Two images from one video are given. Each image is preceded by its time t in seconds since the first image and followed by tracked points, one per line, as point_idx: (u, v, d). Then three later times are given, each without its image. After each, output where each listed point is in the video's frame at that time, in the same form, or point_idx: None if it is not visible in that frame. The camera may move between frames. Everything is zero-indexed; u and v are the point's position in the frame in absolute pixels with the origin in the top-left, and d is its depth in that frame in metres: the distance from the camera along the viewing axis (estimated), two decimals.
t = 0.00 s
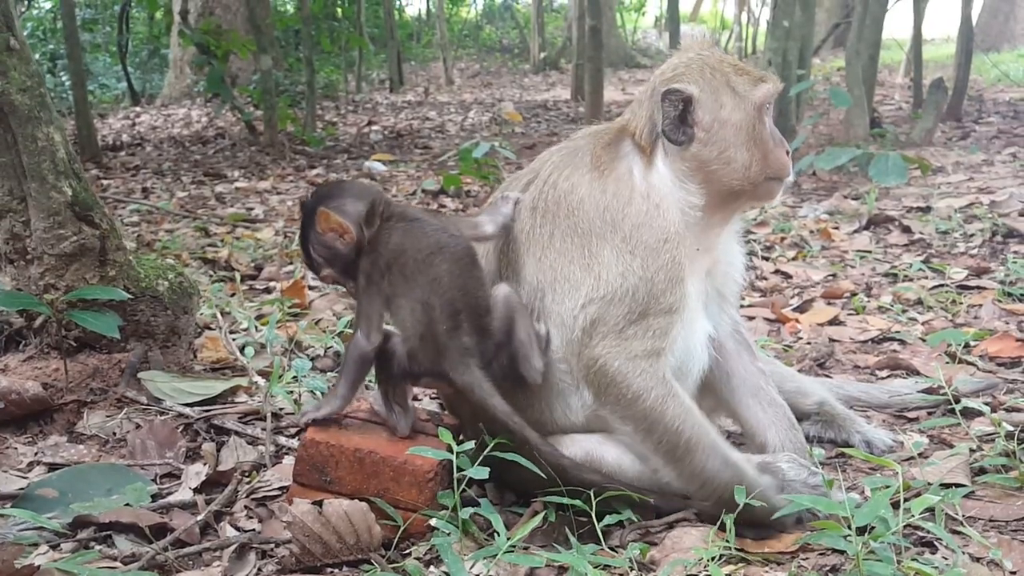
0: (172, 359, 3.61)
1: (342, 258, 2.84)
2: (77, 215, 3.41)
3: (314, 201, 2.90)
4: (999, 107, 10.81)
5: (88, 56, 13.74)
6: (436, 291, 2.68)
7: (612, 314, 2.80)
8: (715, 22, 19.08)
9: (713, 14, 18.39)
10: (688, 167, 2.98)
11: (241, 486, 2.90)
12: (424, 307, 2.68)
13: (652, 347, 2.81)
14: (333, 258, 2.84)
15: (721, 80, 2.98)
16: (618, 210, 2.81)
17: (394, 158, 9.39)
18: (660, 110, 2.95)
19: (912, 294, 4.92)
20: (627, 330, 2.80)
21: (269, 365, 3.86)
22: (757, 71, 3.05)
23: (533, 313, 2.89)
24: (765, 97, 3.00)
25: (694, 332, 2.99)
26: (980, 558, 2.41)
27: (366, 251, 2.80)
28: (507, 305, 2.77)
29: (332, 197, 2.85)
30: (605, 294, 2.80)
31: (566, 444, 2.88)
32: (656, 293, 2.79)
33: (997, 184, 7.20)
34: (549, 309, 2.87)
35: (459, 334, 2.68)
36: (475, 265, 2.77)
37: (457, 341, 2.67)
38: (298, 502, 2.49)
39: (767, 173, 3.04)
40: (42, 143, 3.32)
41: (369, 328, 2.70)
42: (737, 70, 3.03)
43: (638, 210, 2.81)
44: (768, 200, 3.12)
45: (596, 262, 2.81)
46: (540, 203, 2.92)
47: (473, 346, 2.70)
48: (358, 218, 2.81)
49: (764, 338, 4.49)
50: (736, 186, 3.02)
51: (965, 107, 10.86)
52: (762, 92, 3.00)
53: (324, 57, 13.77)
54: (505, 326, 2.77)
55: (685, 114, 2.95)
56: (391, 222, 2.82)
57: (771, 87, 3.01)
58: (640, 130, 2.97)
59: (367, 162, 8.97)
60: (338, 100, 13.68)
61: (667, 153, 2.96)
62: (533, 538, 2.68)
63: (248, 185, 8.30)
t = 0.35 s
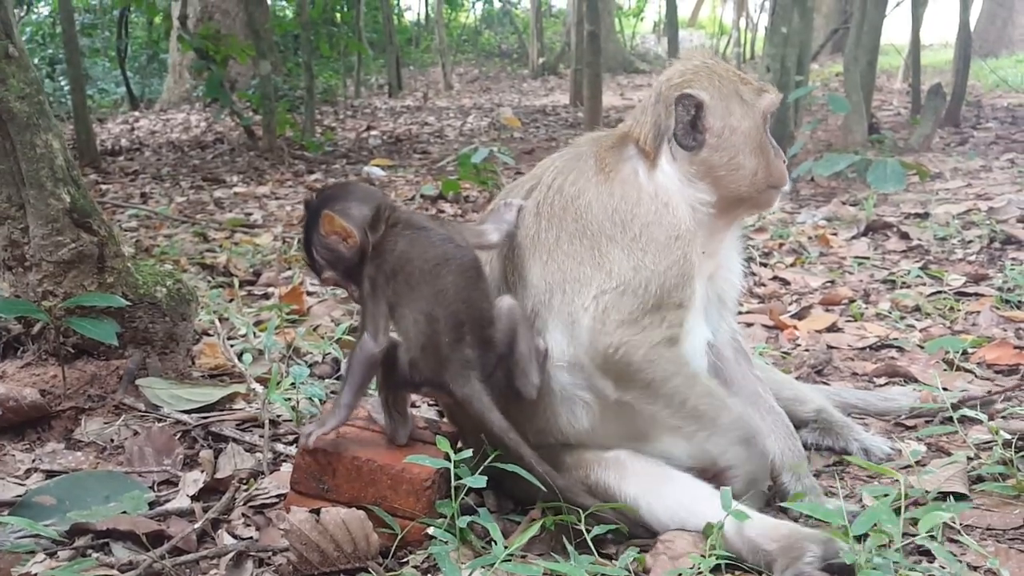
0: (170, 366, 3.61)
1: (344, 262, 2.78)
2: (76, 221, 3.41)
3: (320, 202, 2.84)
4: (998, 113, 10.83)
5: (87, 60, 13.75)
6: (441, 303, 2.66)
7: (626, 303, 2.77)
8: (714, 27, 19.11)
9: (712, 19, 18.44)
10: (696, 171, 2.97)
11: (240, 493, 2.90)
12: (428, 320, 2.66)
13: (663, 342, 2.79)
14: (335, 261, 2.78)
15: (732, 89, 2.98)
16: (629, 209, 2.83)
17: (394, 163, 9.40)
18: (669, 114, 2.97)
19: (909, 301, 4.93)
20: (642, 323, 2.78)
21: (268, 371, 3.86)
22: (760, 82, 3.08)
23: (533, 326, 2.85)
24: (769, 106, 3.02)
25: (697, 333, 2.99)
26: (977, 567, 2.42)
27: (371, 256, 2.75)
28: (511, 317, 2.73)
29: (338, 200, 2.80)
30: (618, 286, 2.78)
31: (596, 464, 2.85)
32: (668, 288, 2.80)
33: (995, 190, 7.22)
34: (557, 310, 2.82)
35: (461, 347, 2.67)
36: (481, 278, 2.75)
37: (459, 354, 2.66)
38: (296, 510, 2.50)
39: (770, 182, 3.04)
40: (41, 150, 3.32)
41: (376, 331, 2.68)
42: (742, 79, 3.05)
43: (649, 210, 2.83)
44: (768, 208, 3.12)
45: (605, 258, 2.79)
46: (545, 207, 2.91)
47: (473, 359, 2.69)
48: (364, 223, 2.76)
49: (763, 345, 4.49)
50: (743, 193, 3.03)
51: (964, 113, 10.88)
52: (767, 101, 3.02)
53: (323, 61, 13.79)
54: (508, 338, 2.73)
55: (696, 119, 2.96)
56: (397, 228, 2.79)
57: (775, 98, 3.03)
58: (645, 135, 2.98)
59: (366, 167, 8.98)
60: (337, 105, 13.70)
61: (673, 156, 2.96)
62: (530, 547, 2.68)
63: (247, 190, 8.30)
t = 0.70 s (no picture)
0: (165, 364, 3.61)
1: (330, 265, 2.83)
2: (70, 219, 3.40)
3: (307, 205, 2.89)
4: (995, 118, 10.85)
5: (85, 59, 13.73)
6: (429, 302, 2.66)
7: (600, 294, 2.79)
8: (712, 30, 19.12)
9: (710, 22, 18.46)
10: (689, 174, 2.96)
11: (233, 491, 2.89)
12: (418, 319, 2.66)
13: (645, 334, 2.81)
14: (321, 263, 2.82)
15: (730, 94, 2.97)
16: (616, 206, 2.84)
17: (391, 164, 9.40)
18: (664, 116, 2.96)
19: (905, 303, 4.93)
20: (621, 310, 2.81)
21: (262, 371, 3.85)
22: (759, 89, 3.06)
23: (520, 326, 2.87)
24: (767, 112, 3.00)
25: (682, 330, 3.01)
26: (968, 568, 2.42)
27: (356, 257, 2.79)
28: (500, 314, 2.76)
29: (323, 202, 2.85)
30: (597, 278, 2.79)
31: (598, 461, 2.82)
32: (648, 284, 2.82)
33: (991, 194, 7.23)
34: (539, 303, 2.84)
35: (452, 344, 2.66)
36: (467, 276, 2.76)
37: (450, 351, 2.66)
38: (289, 508, 2.50)
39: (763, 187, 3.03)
40: (36, 148, 3.32)
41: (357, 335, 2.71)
42: (742, 84, 3.03)
43: (636, 207, 2.84)
44: (758, 214, 3.11)
45: (588, 250, 2.81)
46: (536, 204, 2.92)
47: (466, 355, 2.68)
48: (348, 226, 2.81)
49: (758, 347, 4.49)
50: (736, 198, 3.02)
51: (961, 117, 10.90)
52: (764, 107, 3.01)
53: (321, 62, 13.78)
54: (497, 334, 2.75)
55: (691, 122, 2.96)
56: (383, 230, 2.82)
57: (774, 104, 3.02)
58: (640, 136, 2.98)
59: (363, 168, 8.97)
60: (334, 105, 13.70)
61: (669, 158, 2.96)
62: (523, 546, 2.69)
63: (243, 190, 8.30)
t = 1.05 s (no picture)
0: (164, 360, 3.61)
1: (319, 266, 2.85)
2: (69, 215, 3.40)
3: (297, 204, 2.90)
4: (993, 110, 10.84)
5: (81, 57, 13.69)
6: (418, 298, 2.67)
7: (596, 288, 2.78)
8: (709, 24, 19.11)
9: (708, 16, 18.43)
10: (681, 163, 2.95)
11: (233, 486, 2.89)
12: (407, 315, 2.68)
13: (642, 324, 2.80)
14: (310, 265, 2.85)
15: (719, 83, 2.96)
16: (609, 197, 2.83)
17: (389, 160, 9.39)
18: (654, 107, 2.95)
19: (905, 295, 4.93)
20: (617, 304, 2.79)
21: (261, 366, 3.85)
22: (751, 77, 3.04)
23: (511, 320, 2.87)
24: (759, 101, 2.98)
25: (681, 321, 3.01)
26: (970, 558, 2.43)
27: (346, 255, 2.81)
28: (490, 306, 2.76)
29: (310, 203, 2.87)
30: (592, 272, 2.78)
31: (599, 453, 2.81)
32: (643, 276, 2.81)
33: (990, 186, 7.22)
34: (534, 296, 2.83)
35: (443, 338, 2.67)
36: (456, 268, 2.76)
37: (443, 343, 2.67)
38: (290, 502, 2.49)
39: (757, 176, 3.02)
40: (33, 144, 3.31)
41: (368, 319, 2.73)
42: (734, 74, 3.01)
43: (629, 198, 2.82)
44: (757, 203, 3.10)
45: (584, 242, 2.80)
46: (530, 195, 2.92)
47: (459, 349, 2.69)
48: (336, 227, 2.82)
49: (758, 339, 4.49)
50: (729, 188, 3.01)
51: (959, 109, 10.90)
52: (757, 96, 2.98)
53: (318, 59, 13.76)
54: (488, 325, 2.76)
55: (680, 111, 2.96)
56: (370, 228, 2.82)
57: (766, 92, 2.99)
58: (633, 126, 2.96)
59: (361, 164, 8.96)
60: (331, 102, 13.69)
61: (662, 149, 2.94)
62: (524, 539, 2.69)
63: (241, 187, 8.28)
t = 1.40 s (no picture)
0: (166, 356, 3.61)
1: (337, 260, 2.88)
2: (70, 211, 3.40)
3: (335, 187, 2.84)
4: (996, 107, 10.81)
5: (83, 55, 13.69)
6: (413, 314, 2.68)
7: (604, 291, 2.77)
8: (712, 22, 19.07)
9: (710, 14, 18.40)
10: (682, 161, 2.95)
11: (235, 482, 2.90)
12: (403, 329, 2.69)
13: (649, 323, 2.79)
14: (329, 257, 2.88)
15: (718, 80, 2.96)
16: (611, 195, 2.82)
17: (391, 158, 9.39)
18: (654, 105, 2.95)
19: (907, 292, 4.92)
20: (625, 306, 2.78)
21: (263, 363, 3.85)
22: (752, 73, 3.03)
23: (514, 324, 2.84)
24: (759, 97, 2.97)
25: (687, 319, 3.01)
26: (972, 552, 2.42)
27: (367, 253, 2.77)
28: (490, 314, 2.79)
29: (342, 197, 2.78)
30: (598, 275, 2.77)
31: (600, 448, 2.81)
32: (650, 275, 2.79)
33: (993, 182, 7.21)
34: (538, 297, 2.81)
35: (439, 354, 2.70)
36: (458, 292, 2.76)
37: (436, 360, 2.69)
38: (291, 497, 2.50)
39: (758, 174, 3.01)
40: (35, 140, 3.31)
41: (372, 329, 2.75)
42: (733, 70, 3.00)
43: (629, 196, 2.82)
44: (759, 199, 3.10)
45: (587, 243, 2.79)
46: (529, 188, 2.94)
47: (453, 367, 2.72)
48: (354, 226, 2.75)
49: (760, 335, 4.48)
50: (730, 185, 3.01)
51: (962, 106, 10.87)
52: (757, 92, 2.97)
53: (320, 57, 13.75)
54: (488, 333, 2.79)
55: (679, 109, 2.95)
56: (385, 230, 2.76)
57: (767, 88, 2.99)
58: (633, 124, 2.95)
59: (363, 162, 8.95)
60: (334, 100, 13.68)
61: (662, 147, 2.94)
62: (526, 533, 2.69)
63: (244, 185, 8.28)
